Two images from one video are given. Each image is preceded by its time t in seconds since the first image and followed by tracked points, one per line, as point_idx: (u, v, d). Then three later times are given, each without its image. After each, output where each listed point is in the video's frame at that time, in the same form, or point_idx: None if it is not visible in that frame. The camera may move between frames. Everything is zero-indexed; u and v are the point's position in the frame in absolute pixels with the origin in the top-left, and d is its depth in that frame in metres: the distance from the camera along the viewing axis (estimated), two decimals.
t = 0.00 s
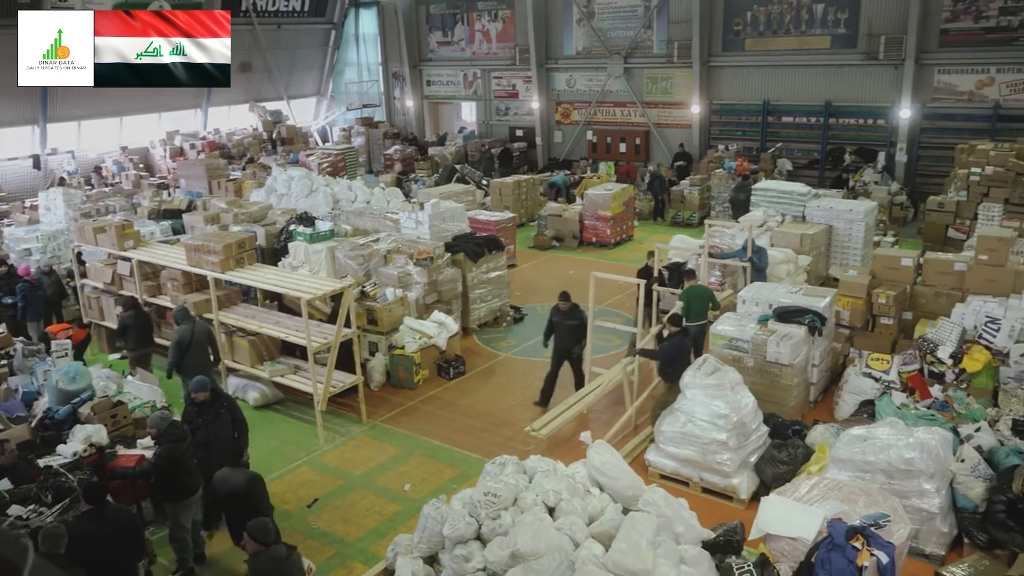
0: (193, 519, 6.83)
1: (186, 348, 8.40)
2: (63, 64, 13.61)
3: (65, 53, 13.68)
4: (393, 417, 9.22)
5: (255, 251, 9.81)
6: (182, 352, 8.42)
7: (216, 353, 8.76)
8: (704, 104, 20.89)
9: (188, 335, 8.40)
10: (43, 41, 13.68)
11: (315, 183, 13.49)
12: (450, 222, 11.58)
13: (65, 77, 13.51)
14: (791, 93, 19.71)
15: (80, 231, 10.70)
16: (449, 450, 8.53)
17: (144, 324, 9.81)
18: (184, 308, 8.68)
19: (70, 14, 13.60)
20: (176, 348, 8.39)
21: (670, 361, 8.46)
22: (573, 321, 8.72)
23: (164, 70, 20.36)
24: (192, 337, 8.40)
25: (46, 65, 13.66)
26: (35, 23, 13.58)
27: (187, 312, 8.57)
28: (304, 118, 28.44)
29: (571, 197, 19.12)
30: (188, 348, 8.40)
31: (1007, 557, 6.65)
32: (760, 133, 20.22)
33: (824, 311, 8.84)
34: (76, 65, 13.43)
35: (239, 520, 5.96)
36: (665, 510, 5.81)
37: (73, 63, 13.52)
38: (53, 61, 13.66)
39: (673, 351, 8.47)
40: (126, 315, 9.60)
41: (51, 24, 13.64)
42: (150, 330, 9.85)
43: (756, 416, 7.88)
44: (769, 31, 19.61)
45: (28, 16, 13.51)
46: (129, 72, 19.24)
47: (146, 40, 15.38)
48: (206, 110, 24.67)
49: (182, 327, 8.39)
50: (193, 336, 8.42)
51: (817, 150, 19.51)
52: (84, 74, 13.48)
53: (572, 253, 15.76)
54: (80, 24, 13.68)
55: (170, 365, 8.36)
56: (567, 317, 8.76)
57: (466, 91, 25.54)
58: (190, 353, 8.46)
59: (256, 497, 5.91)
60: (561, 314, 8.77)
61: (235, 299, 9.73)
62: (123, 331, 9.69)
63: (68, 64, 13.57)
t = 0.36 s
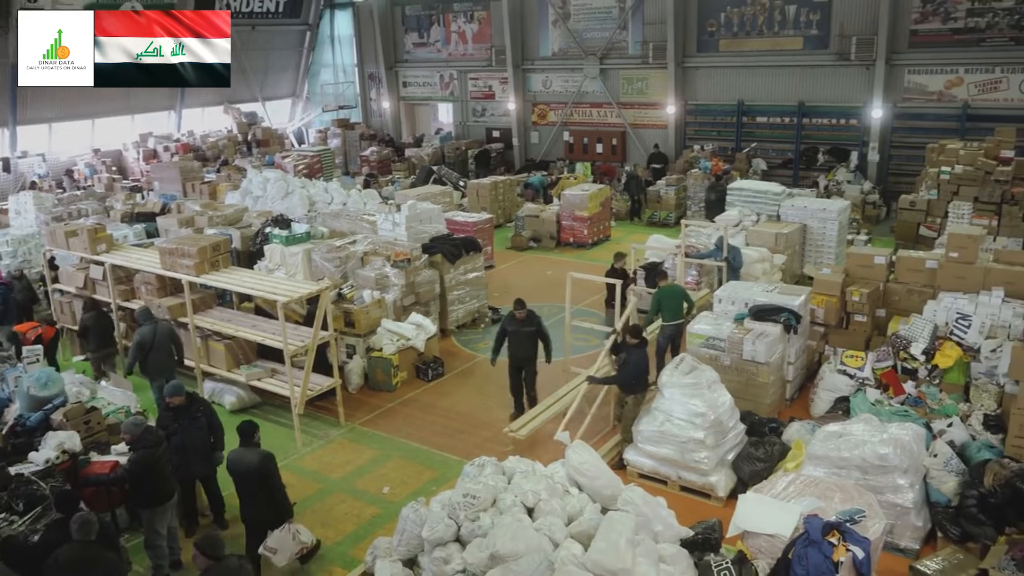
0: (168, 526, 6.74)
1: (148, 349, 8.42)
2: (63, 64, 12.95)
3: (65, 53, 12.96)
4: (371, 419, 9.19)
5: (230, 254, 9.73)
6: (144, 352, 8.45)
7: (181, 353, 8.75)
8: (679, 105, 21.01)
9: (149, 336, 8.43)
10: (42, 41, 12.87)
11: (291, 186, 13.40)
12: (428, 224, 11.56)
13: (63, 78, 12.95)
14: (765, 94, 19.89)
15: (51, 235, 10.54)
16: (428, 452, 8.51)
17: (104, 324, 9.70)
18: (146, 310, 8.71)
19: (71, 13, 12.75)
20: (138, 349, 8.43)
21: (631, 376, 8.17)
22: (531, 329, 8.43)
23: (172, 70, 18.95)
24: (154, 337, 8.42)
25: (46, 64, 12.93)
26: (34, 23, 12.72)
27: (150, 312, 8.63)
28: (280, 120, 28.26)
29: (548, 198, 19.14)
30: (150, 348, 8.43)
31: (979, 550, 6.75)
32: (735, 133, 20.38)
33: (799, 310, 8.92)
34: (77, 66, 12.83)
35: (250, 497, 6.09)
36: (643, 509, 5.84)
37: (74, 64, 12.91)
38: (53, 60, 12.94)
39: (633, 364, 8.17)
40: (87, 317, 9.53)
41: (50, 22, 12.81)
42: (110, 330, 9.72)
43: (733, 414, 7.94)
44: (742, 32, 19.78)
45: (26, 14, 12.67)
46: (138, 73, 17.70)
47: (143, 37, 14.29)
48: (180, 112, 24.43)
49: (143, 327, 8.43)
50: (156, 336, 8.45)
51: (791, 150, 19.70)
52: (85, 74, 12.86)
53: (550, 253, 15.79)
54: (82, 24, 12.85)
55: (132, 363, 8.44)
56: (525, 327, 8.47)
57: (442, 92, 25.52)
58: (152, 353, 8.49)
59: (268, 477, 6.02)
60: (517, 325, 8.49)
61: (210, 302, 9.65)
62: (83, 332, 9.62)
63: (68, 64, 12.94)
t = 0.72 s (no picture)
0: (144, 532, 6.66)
1: (125, 353, 8.34)
2: (63, 64, 14.22)
3: (65, 53, 14.21)
4: (350, 423, 9.14)
5: (206, 258, 9.64)
6: (120, 356, 8.36)
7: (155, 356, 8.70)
8: (656, 106, 21.13)
9: (127, 339, 8.35)
10: (43, 41, 14.09)
11: (267, 188, 13.33)
12: (405, 226, 11.53)
13: (64, 77, 14.19)
14: (740, 95, 20.06)
15: (23, 240, 10.41)
16: (408, 455, 8.48)
17: (69, 325, 9.59)
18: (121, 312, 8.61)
19: (70, 14, 13.89)
20: (115, 352, 8.34)
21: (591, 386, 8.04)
22: (498, 346, 8.19)
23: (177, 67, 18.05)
24: (131, 340, 8.36)
25: (47, 64, 14.24)
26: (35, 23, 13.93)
27: (124, 315, 8.54)
28: (255, 122, 28.09)
29: (525, 199, 19.18)
30: (127, 352, 8.35)
31: (953, 544, 6.84)
32: (711, 134, 20.53)
33: (774, 309, 9.01)
34: (75, 65, 14.03)
35: (263, 475, 6.37)
36: (622, 509, 5.86)
37: (73, 64, 14.15)
38: (54, 61, 14.22)
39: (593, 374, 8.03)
40: (50, 316, 9.40)
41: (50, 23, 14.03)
42: (75, 330, 9.61)
43: (711, 413, 8.00)
44: (718, 33, 19.92)
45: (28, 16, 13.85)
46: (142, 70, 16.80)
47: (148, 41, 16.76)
48: (154, 115, 24.20)
49: (119, 331, 8.34)
50: (133, 339, 8.38)
51: (766, 150, 19.88)
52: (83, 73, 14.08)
53: (528, 255, 15.80)
54: (80, 25, 13.97)
55: (107, 368, 8.32)
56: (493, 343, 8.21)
57: (419, 94, 25.49)
58: (129, 357, 8.41)
59: (283, 454, 6.31)
60: (485, 340, 8.20)
61: (186, 307, 9.57)
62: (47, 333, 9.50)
63: (69, 64, 14.20)
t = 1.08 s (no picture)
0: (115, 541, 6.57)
1: (97, 353, 8.26)
2: (63, 64, 13.17)
3: (65, 53, 13.24)
4: (324, 427, 9.09)
5: (177, 261, 9.53)
6: (92, 357, 8.27)
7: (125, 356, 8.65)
8: (629, 108, 21.24)
9: (98, 340, 8.27)
10: (42, 41, 13.14)
11: (239, 191, 13.21)
12: (378, 229, 11.47)
13: (64, 78, 13.16)
14: (712, 98, 20.22)
15: None
16: (383, 459, 8.45)
17: (30, 324, 9.47)
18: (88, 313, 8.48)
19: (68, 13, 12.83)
20: (86, 353, 8.24)
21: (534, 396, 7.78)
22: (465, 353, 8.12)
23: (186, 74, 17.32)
24: (103, 341, 8.29)
25: (47, 64, 13.25)
26: (35, 23, 13.00)
27: (93, 317, 8.39)
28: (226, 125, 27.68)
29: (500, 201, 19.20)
30: (98, 352, 8.28)
31: (922, 539, 6.95)
32: (683, 135, 20.69)
33: (747, 309, 9.10)
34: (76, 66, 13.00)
35: (266, 453, 6.59)
36: (597, 509, 5.89)
37: (73, 64, 13.05)
38: (53, 61, 13.19)
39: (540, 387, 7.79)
40: (11, 317, 9.27)
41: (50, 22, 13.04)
42: (36, 330, 9.52)
43: (685, 413, 8.05)
44: (689, 36, 20.07)
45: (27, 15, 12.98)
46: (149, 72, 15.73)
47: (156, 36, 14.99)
48: (123, 118, 23.89)
49: (91, 332, 8.24)
50: (104, 340, 8.31)
51: (738, 152, 20.07)
52: (84, 74, 13.02)
53: (502, 257, 15.82)
54: (79, 24, 12.93)
55: (79, 372, 8.21)
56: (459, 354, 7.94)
57: (392, 96, 25.43)
58: (99, 357, 8.33)
59: (282, 433, 6.55)
60: (450, 352, 7.92)
61: (156, 312, 9.45)
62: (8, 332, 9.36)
63: (68, 64, 13.15)
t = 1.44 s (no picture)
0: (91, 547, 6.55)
1: (62, 358, 8.17)
2: (63, 63, 13.63)
3: (65, 54, 13.67)
4: (303, 430, 9.04)
5: (152, 264, 9.44)
6: (57, 362, 8.18)
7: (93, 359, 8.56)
8: (607, 110, 21.32)
9: (64, 345, 8.18)
10: (43, 41, 13.59)
11: (216, 193, 13.11)
12: (357, 231, 11.41)
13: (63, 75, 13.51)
14: (689, 99, 20.36)
15: None
16: (362, 462, 8.41)
17: None
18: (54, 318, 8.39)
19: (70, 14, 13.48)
20: (51, 359, 8.15)
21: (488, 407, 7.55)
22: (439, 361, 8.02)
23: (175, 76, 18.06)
24: (68, 345, 8.19)
25: (48, 62, 13.64)
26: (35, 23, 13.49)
27: (60, 321, 8.33)
28: (203, 127, 27.15)
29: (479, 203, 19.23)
30: (64, 357, 8.18)
31: (898, 534, 7.06)
32: (661, 136, 20.81)
33: (724, 309, 9.16)
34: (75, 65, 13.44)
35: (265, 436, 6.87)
36: (577, 510, 5.90)
37: (74, 64, 13.53)
38: (54, 60, 13.63)
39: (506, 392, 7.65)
40: None
41: (50, 24, 13.57)
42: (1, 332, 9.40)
43: (664, 412, 8.10)
44: (666, 38, 20.18)
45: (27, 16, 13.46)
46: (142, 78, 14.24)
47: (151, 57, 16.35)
48: (97, 119, 23.64)
49: (56, 336, 8.15)
50: (70, 344, 8.21)
51: (715, 153, 20.23)
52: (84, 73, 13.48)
53: (481, 258, 15.82)
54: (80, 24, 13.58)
55: (45, 376, 8.15)
56: (430, 364, 7.93)
57: (370, 98, 25.36)
58: (66, 362, 8.24)
59: (281, 417, 6.88)
60: (422, 364, 7.88)
61: (132, 315, 9.35)
62: None
63: (68, 62, 13.59)
